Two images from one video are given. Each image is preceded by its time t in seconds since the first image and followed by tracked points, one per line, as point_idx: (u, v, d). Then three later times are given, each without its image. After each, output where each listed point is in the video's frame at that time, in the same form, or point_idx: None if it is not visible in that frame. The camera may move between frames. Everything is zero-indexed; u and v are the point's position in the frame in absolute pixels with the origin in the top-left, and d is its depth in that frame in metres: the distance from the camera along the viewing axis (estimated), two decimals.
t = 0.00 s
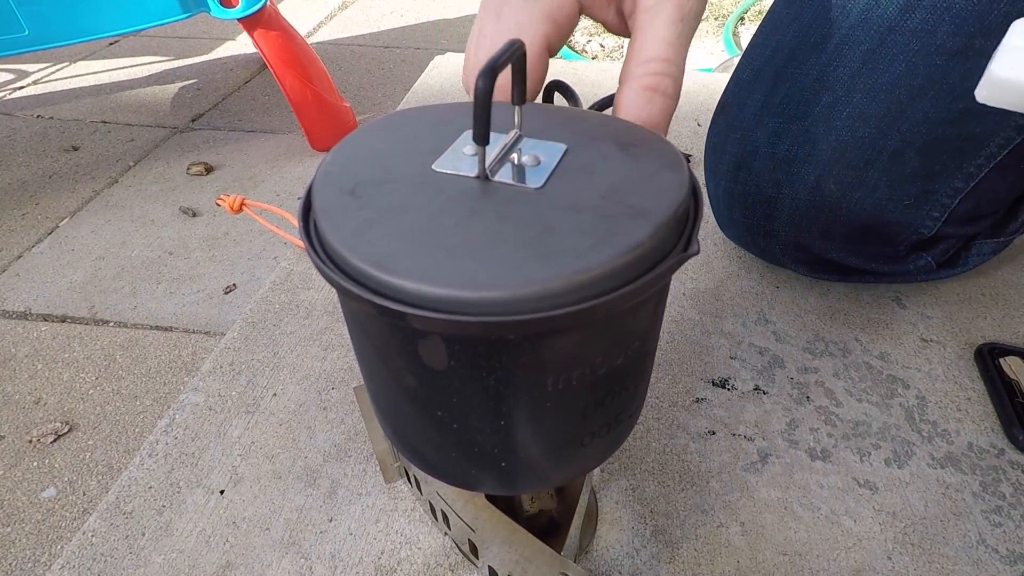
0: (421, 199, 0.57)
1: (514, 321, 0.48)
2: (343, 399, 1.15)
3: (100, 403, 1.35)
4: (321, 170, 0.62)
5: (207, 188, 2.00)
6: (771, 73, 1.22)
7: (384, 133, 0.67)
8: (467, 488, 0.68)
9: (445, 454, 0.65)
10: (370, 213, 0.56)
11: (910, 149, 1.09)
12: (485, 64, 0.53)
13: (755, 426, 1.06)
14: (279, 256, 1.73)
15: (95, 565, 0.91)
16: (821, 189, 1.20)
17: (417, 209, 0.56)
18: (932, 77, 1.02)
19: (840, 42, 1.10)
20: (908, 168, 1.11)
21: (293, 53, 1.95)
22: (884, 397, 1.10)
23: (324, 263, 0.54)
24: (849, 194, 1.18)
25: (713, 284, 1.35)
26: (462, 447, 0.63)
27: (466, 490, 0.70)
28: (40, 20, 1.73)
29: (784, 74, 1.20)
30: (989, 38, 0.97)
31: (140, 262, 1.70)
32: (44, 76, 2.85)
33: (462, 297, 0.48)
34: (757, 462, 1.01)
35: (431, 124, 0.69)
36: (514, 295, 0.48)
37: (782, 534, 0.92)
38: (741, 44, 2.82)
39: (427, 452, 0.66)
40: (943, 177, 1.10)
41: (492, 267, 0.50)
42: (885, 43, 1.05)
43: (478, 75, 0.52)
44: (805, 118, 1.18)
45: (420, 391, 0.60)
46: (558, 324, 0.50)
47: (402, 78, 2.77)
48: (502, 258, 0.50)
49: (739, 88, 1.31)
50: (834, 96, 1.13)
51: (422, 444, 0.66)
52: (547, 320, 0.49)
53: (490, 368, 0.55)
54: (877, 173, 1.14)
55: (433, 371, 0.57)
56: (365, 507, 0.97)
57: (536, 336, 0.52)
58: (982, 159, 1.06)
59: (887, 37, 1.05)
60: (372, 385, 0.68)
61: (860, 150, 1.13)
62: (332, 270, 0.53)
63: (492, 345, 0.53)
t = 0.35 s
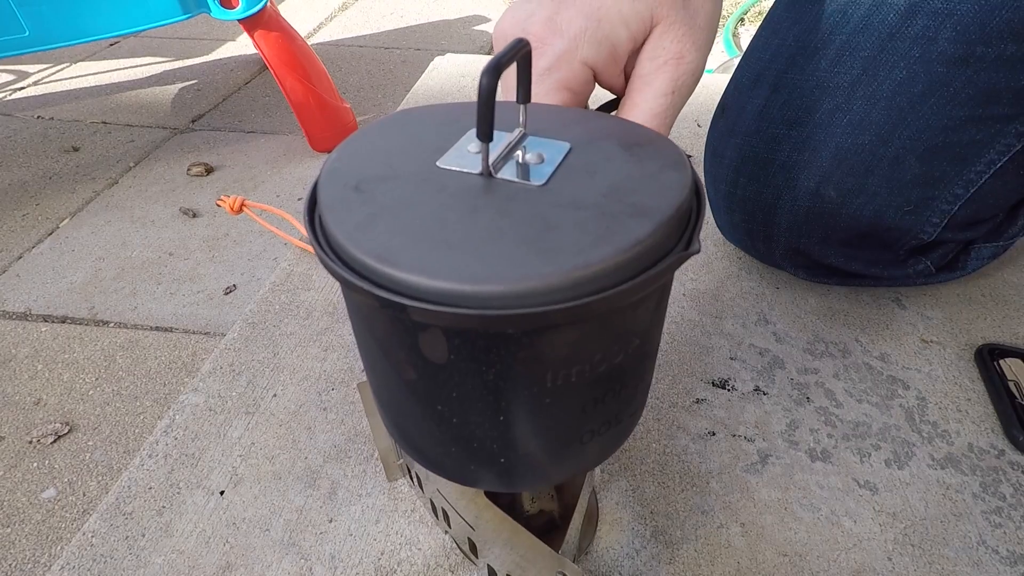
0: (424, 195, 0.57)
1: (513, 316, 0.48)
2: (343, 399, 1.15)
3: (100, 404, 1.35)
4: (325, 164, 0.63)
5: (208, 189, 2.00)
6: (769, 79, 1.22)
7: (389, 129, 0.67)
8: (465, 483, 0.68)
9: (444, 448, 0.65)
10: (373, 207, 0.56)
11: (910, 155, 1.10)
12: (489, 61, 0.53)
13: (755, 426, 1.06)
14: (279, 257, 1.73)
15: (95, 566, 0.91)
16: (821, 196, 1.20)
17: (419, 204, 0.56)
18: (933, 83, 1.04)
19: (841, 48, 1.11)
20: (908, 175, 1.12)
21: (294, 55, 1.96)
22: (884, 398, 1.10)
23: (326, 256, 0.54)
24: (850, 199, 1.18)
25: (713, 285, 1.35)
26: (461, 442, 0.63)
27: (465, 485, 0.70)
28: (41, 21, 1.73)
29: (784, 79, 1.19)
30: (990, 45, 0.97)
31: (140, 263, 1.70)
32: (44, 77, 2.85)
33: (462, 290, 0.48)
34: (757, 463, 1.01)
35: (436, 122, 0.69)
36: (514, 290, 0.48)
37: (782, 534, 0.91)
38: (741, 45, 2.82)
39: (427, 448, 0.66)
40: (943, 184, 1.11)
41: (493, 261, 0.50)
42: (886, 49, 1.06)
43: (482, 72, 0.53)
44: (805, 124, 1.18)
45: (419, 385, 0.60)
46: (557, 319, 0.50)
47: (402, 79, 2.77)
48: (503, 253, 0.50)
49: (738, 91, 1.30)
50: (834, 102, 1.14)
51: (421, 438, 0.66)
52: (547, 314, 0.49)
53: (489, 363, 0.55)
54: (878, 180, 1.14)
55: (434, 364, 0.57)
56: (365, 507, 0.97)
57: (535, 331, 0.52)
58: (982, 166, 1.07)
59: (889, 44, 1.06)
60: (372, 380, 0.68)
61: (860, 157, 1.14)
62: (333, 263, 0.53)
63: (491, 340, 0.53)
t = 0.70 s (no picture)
0: (421, 206, 0.57)
1: (510, 332, 0.48)
2: (343, 399, 1.15)
3: (100, 404, 1.35)
4: (322, 173, 0.62)
5: (208, 189, 2.00)
6: (767, 81, 1.22)
7: (385, 137, 0.67)
8: (464, 493, 0.68)
9: (442, 459, 0.65)
10: (369, 219, 0.56)
11: (907, 157, 1.10)
12: (485, 70, 0.52)
13: (755, 427, 1.06)
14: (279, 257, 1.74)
15: (95, 566, 0.91)
16: (818, 199, 1.20)
17: (415, 215, 0.56)
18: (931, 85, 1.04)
19: (838, 50, 1.11)
20: (905, 177, 1.11)
21: (293, 55, 1.96)
22: (884, 399, 1.10)
23: (322, 269, 0.54)
24: (847, 202, 1.18)
25: (713, 285, 1.35)
26: (459, 453, 0.62)
27: (463, 495, 0.69)
28: (40, 21, 1.73)
29: (781, 81, 1.19)
30: (986, 47, 0.97)
31: (140, 263, 1.70)
32: (45, 77, 2.85)
33: (459, 306, 0.48)
34: (757, 463, 1.01)
35: (433, 129, 0.69)
36: (511, 306, 0.48)
37: (782, 535, 0.91)
38: (741, 45, 2.82)
39: (425, 458, 0.66)
40: (940, 185, 1.10)
41: (490, 276, 0.50)
42: (882, 52, 1.06)
43: (477, 82, 0.52)
44: (802, 126, 1.19)
45: (417, 397, 0.60)
46: (555, 334, 0.50)
47: (402, 79, 2.78)
48: (500, 267, 0.50)
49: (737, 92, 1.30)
50: (831, 104, 1.14)
51: (419, 449, 0.66)
52: (545, 330, 0.49)
53: (487, 376, 0.55)
54: (874, 182, 1.14)
55: (430, 378, 0.57)
56: (365, 508, 0.97)
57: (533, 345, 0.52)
58: (979, 167, 1.06)
59: (884, 46, 1.06)
60: (369, 389, 0.68)
61: (857, 159, 1.14)
62: (329, 277, 0.53)
63: (489, 354, 0.53)
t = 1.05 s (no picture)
0: (422, 200, 0.57)
1: (512, 324, 0.48)
2: (344, 399, 1.15)
3: (100, 404, 1.35)
4: (323, 169, 0.63)
5: (208, 190, 2.00)
6: (771, 82, 1.22)
7: (386, 133, 0.67)
8: (465, 489, 0.68)
9: (443, 454, 0.65)
10: (371, 213, 0.56)
11: (912, 160, 1.10)
12: (486, 65, 0.52)
13: (755, 427, 1.06)
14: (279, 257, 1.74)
15: (95, 566, 0.91)
16: (822, 201, 1.20)
17: (416, 209, 0.56)
18: (936, 88, 1.03)
19: (843, 52, 1.10)
20: (910, 179, 1.11)
21: (293, 55, 1.96)
22: (884, 398, 1.10)
23: (324, 263, 0.54)
24: (851, 204, 1.18)
25: (713, 285, 1.35)
26: (461, 447, 0.62)
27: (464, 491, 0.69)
28: (40, 21, 1.73)
29: (785, 83, 1.19)
30: (992, 50, 0.96)
31: (140, 263, 1.70)
32: (45, 78, 2.86)
33: (461, 298, 0.48)
34: (757, 463, 1.01)
35: (434, 125, 0.69)
36: (513, 298, 0.48)
37: (782, 535, 0.91)
38: (741, 45, 2.82)
39: (426, 453, 0.66)
40: (944, 188, 1.10)
41: (491, 269, 0.50)
42: (887, 54, 1.06)
43: (479, 77, 0.52)
44: (806, 129, 1.18)
45: (418, 391, 0.60)
46: (556, 326, 0.50)
47: (402, 79, 2.78)
48: (501, 260, 0.50)
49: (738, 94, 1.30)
50: (836, 107, 1.13)
51: (420, 444, 0.66)
52: (546, 322, 0.49)
53: (488, 369, 0.55)
54: (878, 185, 1.14)
55: (432, 370, 0.57)
56: (365, 508, 0.97)
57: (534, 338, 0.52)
58: (982, 170, 1.06)
59: (890, 49, 1.05)
60: (371, 385, 0.68)
61: (861, 161, 1.14)
62: (331, 270, 0.53)
63: (490, 347, 0.53)
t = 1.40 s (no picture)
0: (422, 199, 0.57)
1: (512, 323, 0.48)
2: (344, 399, 1.15)
3: (100, 404, 1.35)
4: (323, 168, 0.63)
5: (208, 189, 2.00)
6: (772, 88, 1.19)
7: (387, 133, 0.67)
8: (465, 488, 0.68)
9: (444, 453, 0.65)
10: (371, 212, 0.56)
11: (915, 167, 1.08)
12: (486, 65, 0.52)
13: (755, 427, 1.06)
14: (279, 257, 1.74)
15: (95, 566, 0.91)
16: (825, 208, 1.18)
17: (417, 208, 0.56)
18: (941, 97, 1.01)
19: (847, 58, 1.07)
20: (913, 186, 1.10)
21: (293, 55, 1.95)
22: (884, 399, 1.10)
23: (324, 261, 0.54)
24: (853, 211, 1.16)
25: (713, 285, 1.35)
26: (461, 446, 0.63)
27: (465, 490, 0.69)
28: (41, 21, 1.72)
29: (786, 89, 1.16)
30: (997, 58, 0.95)
31: (140, 263, 1.70)
32: (45, 77, 2.86)
33: (461, 297, 0.48)
34: (757, 463, 1.01)
35: (435, 125, 0.69)
36: (513, 296, 0.48)
37: (782, 534, 0.92)
38: (741, 45, 2.82)
39: (426, 452, 0.66)
40: (948, 194, 1.10)
41: (492, 268, 0.50)
42: (893, 61, 1.03)
43: (479, 76, 0.52)
44: (809, 136, 1.15)
45: (418, 390, 0.60)
46: (557, 325, 0.50)
47: (402, 79, 2.78)
48: (502, 258, 0.50)
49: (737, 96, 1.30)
50: (841, 114, 1.10)
51: (420, 444, 0.66)
52: (546, 320, 0.49)
53: (488, 368, 0.55)
54: (880, 192, 1.12)
55: (432, 369, 0.57)
56: (365, 507, 0.97)
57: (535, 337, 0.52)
58: (986, 176, 1.06)
59: (896, 56, 1.02)
60: (371, 385, 0.67)
61: (866, 170, 1.11)
62: (332, 269, 0.53)
63: (491, 346, 0.53)
